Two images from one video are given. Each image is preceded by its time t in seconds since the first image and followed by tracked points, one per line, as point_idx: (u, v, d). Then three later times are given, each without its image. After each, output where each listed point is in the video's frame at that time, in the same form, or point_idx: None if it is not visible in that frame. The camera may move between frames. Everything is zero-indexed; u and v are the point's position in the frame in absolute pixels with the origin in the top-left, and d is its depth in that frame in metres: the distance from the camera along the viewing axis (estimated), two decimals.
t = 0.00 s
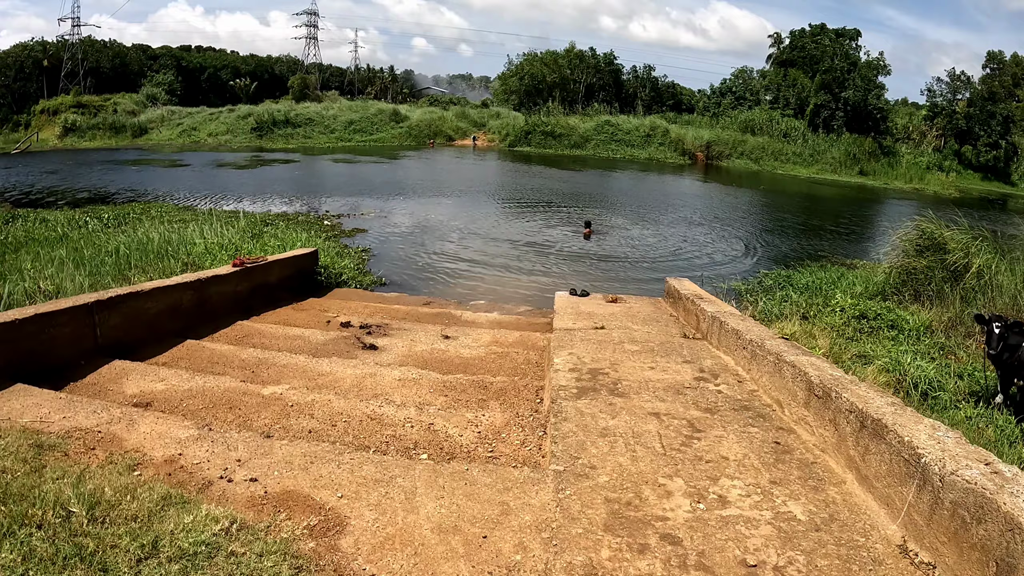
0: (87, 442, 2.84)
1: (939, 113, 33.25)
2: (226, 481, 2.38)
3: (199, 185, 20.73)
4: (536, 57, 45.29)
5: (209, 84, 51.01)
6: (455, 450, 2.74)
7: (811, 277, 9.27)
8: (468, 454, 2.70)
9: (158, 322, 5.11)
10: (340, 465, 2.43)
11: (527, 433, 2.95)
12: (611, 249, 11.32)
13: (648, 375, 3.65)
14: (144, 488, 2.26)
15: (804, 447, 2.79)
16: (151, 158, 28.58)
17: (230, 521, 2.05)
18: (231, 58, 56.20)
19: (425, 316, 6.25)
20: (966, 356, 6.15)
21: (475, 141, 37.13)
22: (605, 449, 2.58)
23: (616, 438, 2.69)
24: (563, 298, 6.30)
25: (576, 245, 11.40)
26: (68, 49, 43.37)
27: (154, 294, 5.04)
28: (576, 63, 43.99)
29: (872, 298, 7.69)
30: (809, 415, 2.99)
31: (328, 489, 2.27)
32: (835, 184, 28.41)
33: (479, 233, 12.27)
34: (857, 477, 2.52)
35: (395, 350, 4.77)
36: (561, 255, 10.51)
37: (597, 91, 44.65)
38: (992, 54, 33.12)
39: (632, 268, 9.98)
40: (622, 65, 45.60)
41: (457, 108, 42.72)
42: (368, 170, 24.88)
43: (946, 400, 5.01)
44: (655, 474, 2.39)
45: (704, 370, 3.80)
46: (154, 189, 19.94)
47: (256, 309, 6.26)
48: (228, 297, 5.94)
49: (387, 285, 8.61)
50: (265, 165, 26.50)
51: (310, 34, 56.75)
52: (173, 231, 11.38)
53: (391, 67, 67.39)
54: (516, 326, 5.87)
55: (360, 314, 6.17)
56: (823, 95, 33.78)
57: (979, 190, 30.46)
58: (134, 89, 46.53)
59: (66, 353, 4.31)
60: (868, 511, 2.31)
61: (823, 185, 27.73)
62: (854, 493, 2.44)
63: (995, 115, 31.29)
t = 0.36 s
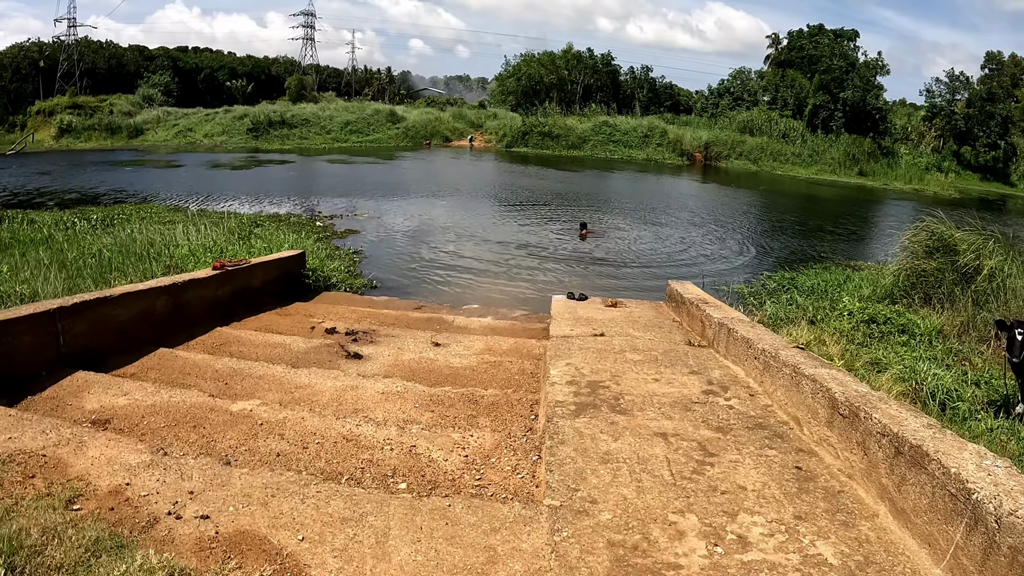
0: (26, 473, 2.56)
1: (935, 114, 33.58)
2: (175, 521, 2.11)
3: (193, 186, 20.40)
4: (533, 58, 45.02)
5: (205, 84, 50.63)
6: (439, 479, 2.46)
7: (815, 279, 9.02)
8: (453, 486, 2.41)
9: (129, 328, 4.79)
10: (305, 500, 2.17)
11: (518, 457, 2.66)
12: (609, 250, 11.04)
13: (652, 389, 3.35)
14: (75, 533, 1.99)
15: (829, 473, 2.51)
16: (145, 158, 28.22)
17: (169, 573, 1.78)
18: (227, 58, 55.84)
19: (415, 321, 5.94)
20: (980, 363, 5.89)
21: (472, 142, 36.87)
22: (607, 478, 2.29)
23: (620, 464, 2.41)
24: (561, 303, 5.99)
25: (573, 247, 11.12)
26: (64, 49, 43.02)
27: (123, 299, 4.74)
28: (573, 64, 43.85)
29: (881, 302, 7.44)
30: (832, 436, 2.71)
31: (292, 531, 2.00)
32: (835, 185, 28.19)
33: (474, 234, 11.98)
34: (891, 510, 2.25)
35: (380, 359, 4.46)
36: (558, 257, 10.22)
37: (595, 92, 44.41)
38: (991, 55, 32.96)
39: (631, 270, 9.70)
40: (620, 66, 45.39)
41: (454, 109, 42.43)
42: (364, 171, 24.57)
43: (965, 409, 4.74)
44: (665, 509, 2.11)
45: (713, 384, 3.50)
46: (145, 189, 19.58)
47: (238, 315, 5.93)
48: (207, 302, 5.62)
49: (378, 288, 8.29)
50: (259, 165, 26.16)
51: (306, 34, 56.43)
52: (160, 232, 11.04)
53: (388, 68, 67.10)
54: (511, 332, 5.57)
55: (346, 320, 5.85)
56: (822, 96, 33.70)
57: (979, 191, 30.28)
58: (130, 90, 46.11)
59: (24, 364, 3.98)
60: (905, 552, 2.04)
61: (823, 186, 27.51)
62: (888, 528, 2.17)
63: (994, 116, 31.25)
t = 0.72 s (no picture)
0: None
1: (933, 116, 33.47)
2: None
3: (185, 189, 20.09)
4: (530, 60, 44.80)
5: (201, 87, 50.28)
6: (419, 524, 2.24)
7: (819, 285, 8.83)
8: (436, 532, 2.20)
9: (99, 342, 4.52)
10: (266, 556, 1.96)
11: (510, 495, 2.41)
12: (606, 256, 10.83)
13: (655, 411, 3.11)
14: None
15: (853, 512, 2.29)
16: (138, 161, 27.87)
17: None
18: (223, 61, 55.47)
19: (405, 332, 5.68)
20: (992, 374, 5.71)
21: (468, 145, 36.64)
22: (605, 525, 2.07)
23: (621, 506, 2.18)
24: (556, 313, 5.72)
25: (570, 253, 10.89)
26: (59, 52, 42.64)
27: (92, 313, 4.47)
28: (570, 66, 43.69)
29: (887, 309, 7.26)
30: (855, 469, 2.48)
31: None
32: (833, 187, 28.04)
33: (468, 239, 11.75)
34: (927, 559, 2.03)
35: (365, 374, 4.21)
36: (555, 264, 9.99)
37: (591, 95, 44.21)
38: (988, 57, 32.88)
39: (629, 277, 9.47)
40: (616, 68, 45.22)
41: (450, 112, 42.19)
42: (359, 174, 24.31)
43: (982, 426, 4.53)
44: (675, 565, 1.88)
45: (721, 404, 3.27)
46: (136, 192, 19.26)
47: (219, 326, 5.66)
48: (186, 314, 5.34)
49: (368, 295, 8.03)
50: (253, 168, 25.86)
51: (302, 37, 56.17)
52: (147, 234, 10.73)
53: (385, 71, 66.87)
54: (504, 343, 5.32)
55: (333, 331, 5.59)
56: (819, 99, 33.57)
57: (977, 194, 30.18)
58: (125, 92, 45.71)
59: None
60: None
61: (821, 189, 27.37)
62: None
63: (992, 118, 31.19)
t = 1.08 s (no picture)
0: None
1: (929, 116, 33.38)
2: None
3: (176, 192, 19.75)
4: (524, 62, 44.60)
5: (195, 90, 49.92)
6: None
7: (820, 293, 8.70)
8: None
9: (64, 361, 4.26)
10: None
11: (497, 543, 2.21)
12: (602, 262, 10.63)
13: (657, 437, 2.88)
14: None
15: (880, 559, 2.06)
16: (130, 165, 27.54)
17: None
18: (217, 64, 55.10)
19: (394, 345, 5.43)
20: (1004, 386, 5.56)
21: (462, 148, 36.40)
22: None
23: (619, 556, 1.96)
24: (552, 324, 5.48)
25: (565, 258, 10.70)
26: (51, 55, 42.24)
27: (58, 330, 4.21)
28: (564, 69, 43.52)
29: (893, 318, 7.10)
30: (881, 508, 2.25)
31: None
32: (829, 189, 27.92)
33: (461, 245, 11.53)
34: None
35: (347, 395, 3.95)
36: (549, 270, 9.78)
37: (586, 97, 44.04)
38: (983, 57, 32.79)
39: (625, 283, 9.27)
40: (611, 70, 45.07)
41: (445, 115, 41.97)
42: (353, 177, 24.06)
43: (998, 443, 4.35)
44: None
45: (727, 429, 3.04)
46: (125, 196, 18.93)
47: (197, 340, 5.38)
48: (159, 329, 5.07)
49: (357, 303, 7.77)
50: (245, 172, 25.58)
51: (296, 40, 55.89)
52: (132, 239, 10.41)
53: (379, 74, 66.63)
54: (497, 357, 5.08)
55: (319, 345, 5.34)
56: (815, 100, 33.47)
57: (973, 194, 30.10)
58: (118, 96, 45.32)
59: None
60: None
61: (817, 190, 27.25)
62: None
63: (987, 119, 31.05)
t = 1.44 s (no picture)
0: None
1: (928, 121, 33.24)
2: None
3: (169, 197, 19.46)
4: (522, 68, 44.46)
5: (193, 96, 49.68)
6: None
7: (825, 302, 8.48)
8: None
9: (23, 378, 3.96)
10: None
11: None
12: (600, 270, 10.40)
13: (661, 469, 2.59)
14: None
15: None
16: (126, 170, 27.23)
17: None
18: (215, 70, 54.88)
19: (382, 358, 5.14)
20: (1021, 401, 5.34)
21: (460, 153, 36.20)
22: None
23: None
24: (548, 337, 5.19)
25: (562, 266, 10.45)
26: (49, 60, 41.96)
27: (17, 346, 3.92)
28: (562, 75, 43.38)
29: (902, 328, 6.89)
30: (917, 559, 1.98)
31: None
32: (829, 194, 27.72)
33: (456, 252, 11.29)
34: None
35: (326, 417, 3.66)
36: (546, 278, 9.53)
37: (584, 103, 43.88)
38: (982, 61, 32.58)
39: (623, 292, 9.03)
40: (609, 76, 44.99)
41: (443, 121, 41.78)
42: (350, 183, 23.84)
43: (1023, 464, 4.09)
44: None
45: (739, 459, 2.75)
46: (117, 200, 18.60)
47: (173, 353, 5.07)
48: (130, 343, 4.76)
49: (346, 313, 7.49)
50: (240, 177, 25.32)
51: (294, 46, 55.77)
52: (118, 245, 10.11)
53: (377, 80, 66.55)
54: (490, 373, 4.79)
55: (302, 359, 5.05)
56: (813, 105, 33.32)
57: (973, 200, 29.92)
58: (116, 101, 45.02)
59: None
60: None
61: (816, 195, 27.07)
62: None
63: (986, 123, 30.74)
